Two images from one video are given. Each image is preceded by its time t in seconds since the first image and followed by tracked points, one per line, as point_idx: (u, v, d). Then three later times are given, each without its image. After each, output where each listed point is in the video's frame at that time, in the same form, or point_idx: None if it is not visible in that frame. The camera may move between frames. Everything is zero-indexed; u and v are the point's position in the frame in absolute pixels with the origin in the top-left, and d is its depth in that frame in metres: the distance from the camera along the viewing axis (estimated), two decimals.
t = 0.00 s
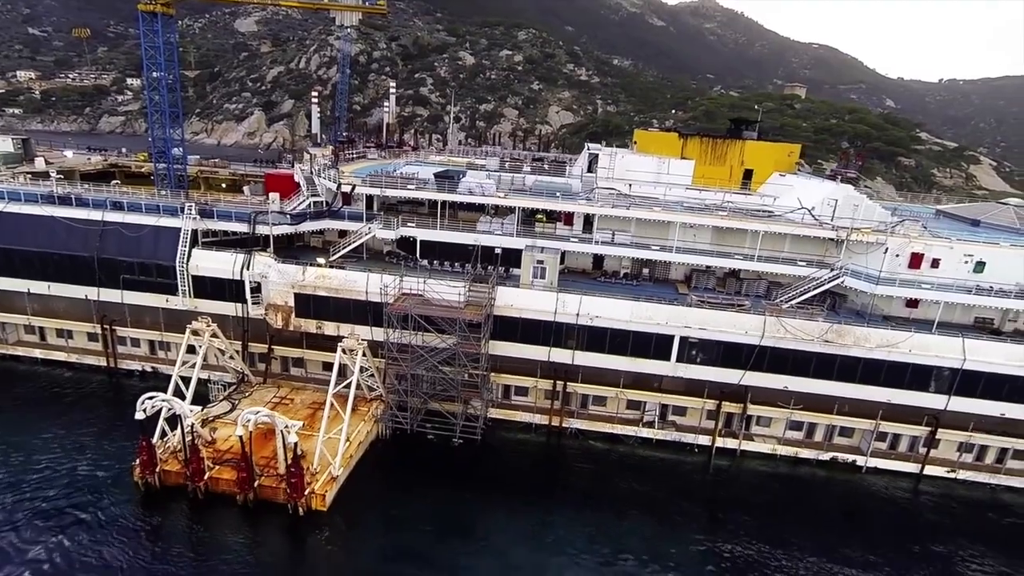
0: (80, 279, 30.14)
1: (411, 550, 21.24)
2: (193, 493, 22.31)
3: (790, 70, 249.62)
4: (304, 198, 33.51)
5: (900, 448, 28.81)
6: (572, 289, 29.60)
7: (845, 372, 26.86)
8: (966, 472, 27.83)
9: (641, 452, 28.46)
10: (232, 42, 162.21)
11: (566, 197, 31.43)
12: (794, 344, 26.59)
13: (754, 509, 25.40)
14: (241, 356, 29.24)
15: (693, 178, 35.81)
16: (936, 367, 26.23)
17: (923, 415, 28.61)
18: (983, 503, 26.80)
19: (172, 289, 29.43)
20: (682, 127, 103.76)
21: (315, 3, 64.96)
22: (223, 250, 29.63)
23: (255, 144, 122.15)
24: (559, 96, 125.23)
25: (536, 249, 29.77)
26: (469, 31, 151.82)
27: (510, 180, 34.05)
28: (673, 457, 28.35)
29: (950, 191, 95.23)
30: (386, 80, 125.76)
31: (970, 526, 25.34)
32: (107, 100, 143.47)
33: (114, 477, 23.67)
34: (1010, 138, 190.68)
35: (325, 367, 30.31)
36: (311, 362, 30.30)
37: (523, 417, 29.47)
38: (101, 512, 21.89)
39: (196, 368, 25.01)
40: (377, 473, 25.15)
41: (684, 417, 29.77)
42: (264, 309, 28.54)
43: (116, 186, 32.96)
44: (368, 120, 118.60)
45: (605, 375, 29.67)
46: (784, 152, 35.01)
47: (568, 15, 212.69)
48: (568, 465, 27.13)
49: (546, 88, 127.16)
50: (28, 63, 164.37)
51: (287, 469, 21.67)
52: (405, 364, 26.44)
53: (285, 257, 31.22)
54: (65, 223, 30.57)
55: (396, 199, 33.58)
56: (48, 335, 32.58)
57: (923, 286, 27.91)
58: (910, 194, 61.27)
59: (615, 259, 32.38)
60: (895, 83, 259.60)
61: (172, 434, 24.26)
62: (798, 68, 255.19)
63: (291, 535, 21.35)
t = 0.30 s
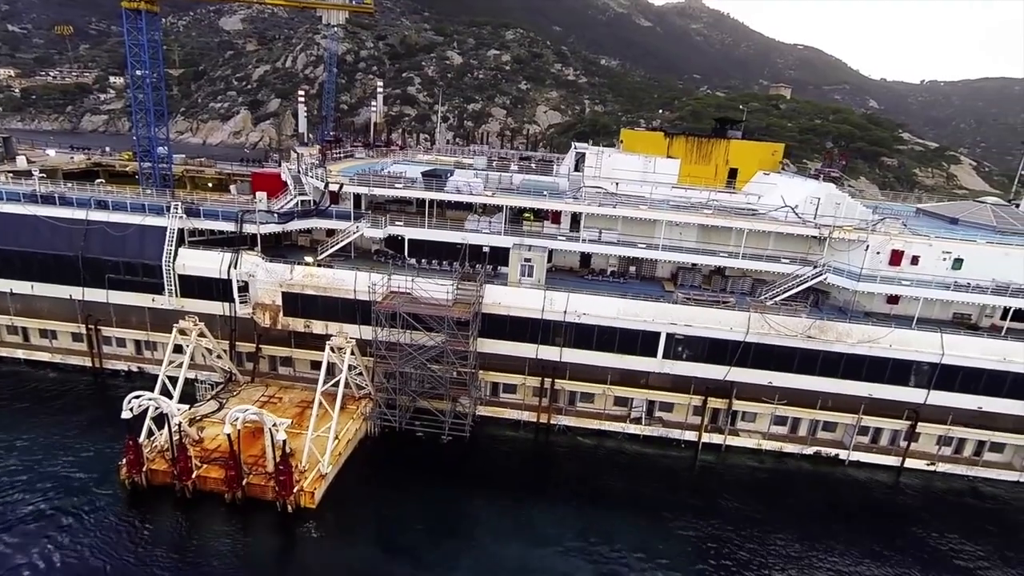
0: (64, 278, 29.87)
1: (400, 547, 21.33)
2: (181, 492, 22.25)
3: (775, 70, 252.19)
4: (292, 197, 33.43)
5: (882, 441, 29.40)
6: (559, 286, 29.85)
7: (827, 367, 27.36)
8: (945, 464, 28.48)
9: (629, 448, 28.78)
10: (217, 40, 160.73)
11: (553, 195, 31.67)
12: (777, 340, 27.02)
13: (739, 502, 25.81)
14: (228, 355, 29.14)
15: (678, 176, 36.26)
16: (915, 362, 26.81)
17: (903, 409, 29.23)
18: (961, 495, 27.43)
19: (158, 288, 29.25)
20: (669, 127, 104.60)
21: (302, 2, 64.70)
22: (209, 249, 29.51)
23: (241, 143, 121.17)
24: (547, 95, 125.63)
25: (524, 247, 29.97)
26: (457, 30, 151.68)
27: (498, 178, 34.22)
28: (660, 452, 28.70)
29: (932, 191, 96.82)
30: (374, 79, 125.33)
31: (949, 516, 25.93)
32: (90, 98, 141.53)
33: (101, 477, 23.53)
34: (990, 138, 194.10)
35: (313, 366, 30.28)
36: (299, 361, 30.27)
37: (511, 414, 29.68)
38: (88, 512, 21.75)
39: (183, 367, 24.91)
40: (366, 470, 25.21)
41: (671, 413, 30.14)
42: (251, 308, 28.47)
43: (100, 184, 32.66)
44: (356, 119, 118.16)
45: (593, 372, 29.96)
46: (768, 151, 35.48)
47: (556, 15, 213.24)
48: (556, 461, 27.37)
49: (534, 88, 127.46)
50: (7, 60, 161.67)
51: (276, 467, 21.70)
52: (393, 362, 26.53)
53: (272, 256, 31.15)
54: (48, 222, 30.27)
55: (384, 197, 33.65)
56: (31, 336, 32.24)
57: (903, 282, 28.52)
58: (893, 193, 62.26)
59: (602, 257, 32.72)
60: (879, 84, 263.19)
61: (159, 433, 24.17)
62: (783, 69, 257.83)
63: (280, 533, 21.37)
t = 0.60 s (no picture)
0: (71, 274, 30.14)
1: (401, 542, 21.49)
2: (185, 486, 22.48)
3: (780, 71, 251.74)
4: (296, 195, 33.64)
5: (883, 441, 29.46)
6: (561, 285, 29.99)
7: (828, 367, 27.42)
8: (946, 464, 28.52)
9: (629, 446, 28.91)
10: (222, 39, 161.30)
11: (556, 194, 31.82)
12: (778, 339, 27.10)
13: (739, 501, 25.90)
14: (232, 352, 29.37)
15: (681, 176, 36.35)
16: (916, 362, 26.85)
17: (904, 409, 29.28)
18: (961, 495, 27.48)
19: (164, 285, 29.49)
20: (673, 127, 104.60)
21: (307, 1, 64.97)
22: (214, 246, 29.73)
23: (246, 141, 121.58)
24: (551, 95, 125.87)
25: (526, 245, 30.11)
26: (461, 30, 151.87)
27: (501, 177, 34.37)
28: (661, 450, 28.81)
29: (937, 193, 96.63)
30: (378, 79, 125.61)
31: (950, 516, 25.98)
32: (95, 96, 142.15)
33: (106, 471, 23.76)
34: (996, 140, 193.38)
35: (316, 363, 30.50)
36: (302, 357, 30.48)
37: (513, 412, 29.85)
38: (93, 506, 21.98)
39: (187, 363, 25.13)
40: (368, 466, 25.37)
41: (672, 412, 30.25)
42: (256, 304, 28.71)
43: (107, 181, 32.91)
44: (360, 118, 118.46)
45: (594, 370, 30.10)
46: (771, 151, 35.57)
47: (560, 14, 213.28)
48: (557, 459, 27.50)
49: (538, 88, 127.60)
50: (14, 58, 162.54)
51: (279, 462, 21.91)
52: (396, 359, 26.72)
53: (277, 253, 31.39)
54: (55, 218, 30.52)
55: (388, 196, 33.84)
56: (38, 331, 32.52)
57: (905, 283, 28.57)
58: (897, 194, 62.19)
59: (604, 256, 32.85)
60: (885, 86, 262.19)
61: (164, 428, 24.43)
62: (788, 70, 257.27)
63: (282, 527, 21.58)
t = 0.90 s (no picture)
0: (40, 278, 29.45)
1: (382, 541, 21.49)
2: (162, 491, 22.20)
3: (753, 70, 255.86)
4: (272, 195, 33.29)
5: (854, 429, 30.28)
6: (539, 282, 30.26)
7: (801, 358, 28.14)
8: (913, 450, 29.43)
9: (609, 440, 29.28)
10: (193, 38, 158.30)
11: (533, 192, 32.09)
12: (752, 332, 27.71)
13: (717, 491, 26.43)
14: (209, 354, 29.00)
15: (657, 173, 36.88)
16: (885, 352, 27.71)
17: (874, 398, 30.15)
18: (928, 480, 28.41)
19: (137, 288, 28.96)
20: (649, 126, 105.68)
21: None
22: (189, 248, 29.29)
23: (219, 142, 119.45)
24: (528, 94, 126.37)
25: (504, 243, 30.44)
26: (438, 29, 151.38)
27: (479, 176, 34.50)
28: (640, 444, 29.23)
29: (904, 188, 99.26)
30: (354, 78, 124.57)
31: (918, 500, 26.84)
32: (61, 96, 138.33)
33: (79, 478, 23.30)
34: (961, 137, 199.30)
35: (294, 364, 30.27)
36: (280, 359, 30.21)
37: (493, 409, 30.02)
38: (66, 514, 21.53)
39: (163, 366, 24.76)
40: (348, 467, 25.30)
41: (651, 406, 30.70)
42: (232, 306, 28.43)
43: (76, 183, 32.22)
44: (336, 118, 117.30)
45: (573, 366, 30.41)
46: (744, 148, 36.35)
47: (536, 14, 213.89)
48: (538, 455, 27.73)
49: (515, 87, 127.84)
50: None
51: (258, 464, 21.76)
52: (375, 358, 26.67)
53: (253, 254, 31.09)
54: (22, 221, 29.80)
55: (365, 195, 33.72)
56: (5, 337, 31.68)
57: (873, 275, 29.43)
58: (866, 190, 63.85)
59: (582, 254, 33.15)
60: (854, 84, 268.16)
61: (139, 433, 24.08)
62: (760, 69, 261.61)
63: (262, 530, 21.44)
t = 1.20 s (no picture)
0: None
1: (356, 545, 21.35)
2: (123, 503, 21.59)
3: (711, 69, 261.52)
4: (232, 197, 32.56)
5: (813, 416, 31.42)
6: (506, 280, 30.51)
7: (762, 349, 29.08)
8: (869, 434, 30.73)
9: (579, 435, 29.67)
10: (145, 36, 153.07)
11: (498, 191, 32.34)
12: (715, 325, 28.52)
13: (685, 481, 27.06)
14: (170, 361, 28.25)
15: (620, 170, 37.49)
16: (840, 340, 28.88)
17: (831, 385, 31.38)
18: (883, 462, 29.67)
19: (91, 294, 27.99)
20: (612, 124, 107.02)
21: None
22: (146, 252, 28.46)
23: (174, 143, 115.76)
24: (492, 93, 126.55)
25: (471, 242, 30.61)
26: (400, 28, 150.08)
27: (444, 175, 34.50)
28: (610, 437, 29.74)
29: (857, 183, 103.09)
30: (315, 78, 122.51)
31: (874, 481, 28.06)
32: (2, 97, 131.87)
33: (33, 493, 22.41)
34: (908, 134, 208.00)
35: (259, 369, 29.73)
36: (245, 364, 29.62)
37: (463, 408, 30.13)
38: (20, 531, 20.68)
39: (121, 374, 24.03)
40: (318, 470, 25.03)
41: (619, 400, 31.24)
42: (193, 311, 27.60)
43: (23, 187, 30.98)
44: (297, 119, 115.04)
45: (542, 363, 30.73)
46: (704, 147, 37.60)
47: (499, 13, 214.16)
48: (509, 451, 27.94)
49: (478, 87, 127.77)
50: None
51: (225, 471, 21.34)
52: (343, 360, 26.43)
53: (214, 258, 30.43)
54: None
55: (329, 196, 33.31)
56: None
57: (828, 267, 30.60)
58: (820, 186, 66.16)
59: (548, 251, 33.46)
60: (808, 83, 276.79)
61: (97, 444, 23.35)
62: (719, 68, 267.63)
63: (230, 538, 21.04)
